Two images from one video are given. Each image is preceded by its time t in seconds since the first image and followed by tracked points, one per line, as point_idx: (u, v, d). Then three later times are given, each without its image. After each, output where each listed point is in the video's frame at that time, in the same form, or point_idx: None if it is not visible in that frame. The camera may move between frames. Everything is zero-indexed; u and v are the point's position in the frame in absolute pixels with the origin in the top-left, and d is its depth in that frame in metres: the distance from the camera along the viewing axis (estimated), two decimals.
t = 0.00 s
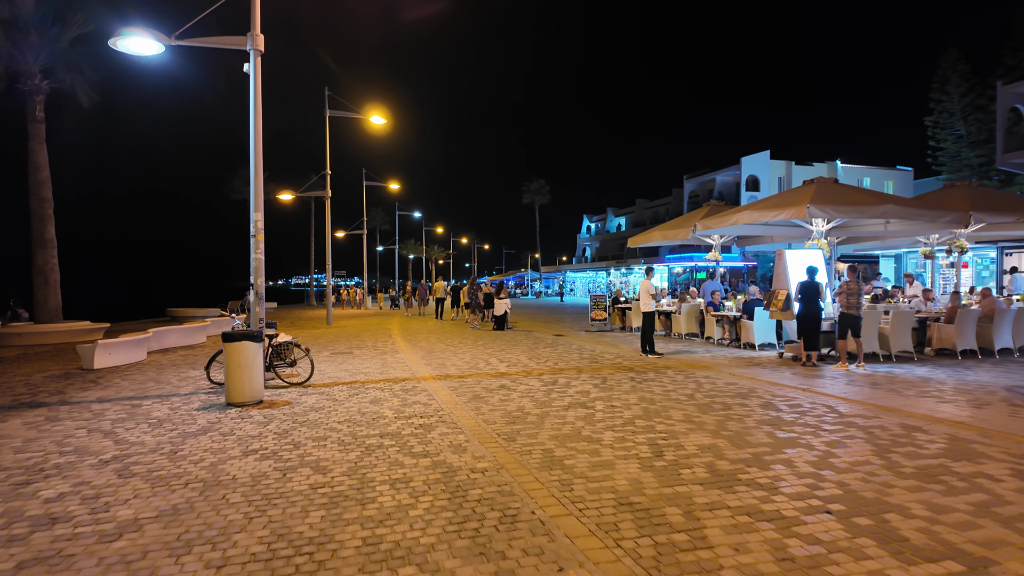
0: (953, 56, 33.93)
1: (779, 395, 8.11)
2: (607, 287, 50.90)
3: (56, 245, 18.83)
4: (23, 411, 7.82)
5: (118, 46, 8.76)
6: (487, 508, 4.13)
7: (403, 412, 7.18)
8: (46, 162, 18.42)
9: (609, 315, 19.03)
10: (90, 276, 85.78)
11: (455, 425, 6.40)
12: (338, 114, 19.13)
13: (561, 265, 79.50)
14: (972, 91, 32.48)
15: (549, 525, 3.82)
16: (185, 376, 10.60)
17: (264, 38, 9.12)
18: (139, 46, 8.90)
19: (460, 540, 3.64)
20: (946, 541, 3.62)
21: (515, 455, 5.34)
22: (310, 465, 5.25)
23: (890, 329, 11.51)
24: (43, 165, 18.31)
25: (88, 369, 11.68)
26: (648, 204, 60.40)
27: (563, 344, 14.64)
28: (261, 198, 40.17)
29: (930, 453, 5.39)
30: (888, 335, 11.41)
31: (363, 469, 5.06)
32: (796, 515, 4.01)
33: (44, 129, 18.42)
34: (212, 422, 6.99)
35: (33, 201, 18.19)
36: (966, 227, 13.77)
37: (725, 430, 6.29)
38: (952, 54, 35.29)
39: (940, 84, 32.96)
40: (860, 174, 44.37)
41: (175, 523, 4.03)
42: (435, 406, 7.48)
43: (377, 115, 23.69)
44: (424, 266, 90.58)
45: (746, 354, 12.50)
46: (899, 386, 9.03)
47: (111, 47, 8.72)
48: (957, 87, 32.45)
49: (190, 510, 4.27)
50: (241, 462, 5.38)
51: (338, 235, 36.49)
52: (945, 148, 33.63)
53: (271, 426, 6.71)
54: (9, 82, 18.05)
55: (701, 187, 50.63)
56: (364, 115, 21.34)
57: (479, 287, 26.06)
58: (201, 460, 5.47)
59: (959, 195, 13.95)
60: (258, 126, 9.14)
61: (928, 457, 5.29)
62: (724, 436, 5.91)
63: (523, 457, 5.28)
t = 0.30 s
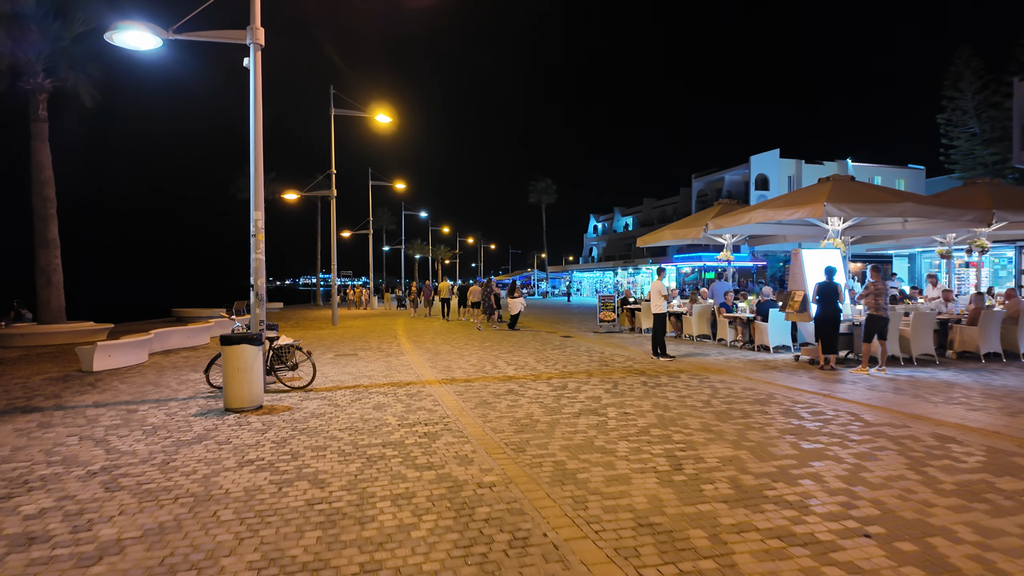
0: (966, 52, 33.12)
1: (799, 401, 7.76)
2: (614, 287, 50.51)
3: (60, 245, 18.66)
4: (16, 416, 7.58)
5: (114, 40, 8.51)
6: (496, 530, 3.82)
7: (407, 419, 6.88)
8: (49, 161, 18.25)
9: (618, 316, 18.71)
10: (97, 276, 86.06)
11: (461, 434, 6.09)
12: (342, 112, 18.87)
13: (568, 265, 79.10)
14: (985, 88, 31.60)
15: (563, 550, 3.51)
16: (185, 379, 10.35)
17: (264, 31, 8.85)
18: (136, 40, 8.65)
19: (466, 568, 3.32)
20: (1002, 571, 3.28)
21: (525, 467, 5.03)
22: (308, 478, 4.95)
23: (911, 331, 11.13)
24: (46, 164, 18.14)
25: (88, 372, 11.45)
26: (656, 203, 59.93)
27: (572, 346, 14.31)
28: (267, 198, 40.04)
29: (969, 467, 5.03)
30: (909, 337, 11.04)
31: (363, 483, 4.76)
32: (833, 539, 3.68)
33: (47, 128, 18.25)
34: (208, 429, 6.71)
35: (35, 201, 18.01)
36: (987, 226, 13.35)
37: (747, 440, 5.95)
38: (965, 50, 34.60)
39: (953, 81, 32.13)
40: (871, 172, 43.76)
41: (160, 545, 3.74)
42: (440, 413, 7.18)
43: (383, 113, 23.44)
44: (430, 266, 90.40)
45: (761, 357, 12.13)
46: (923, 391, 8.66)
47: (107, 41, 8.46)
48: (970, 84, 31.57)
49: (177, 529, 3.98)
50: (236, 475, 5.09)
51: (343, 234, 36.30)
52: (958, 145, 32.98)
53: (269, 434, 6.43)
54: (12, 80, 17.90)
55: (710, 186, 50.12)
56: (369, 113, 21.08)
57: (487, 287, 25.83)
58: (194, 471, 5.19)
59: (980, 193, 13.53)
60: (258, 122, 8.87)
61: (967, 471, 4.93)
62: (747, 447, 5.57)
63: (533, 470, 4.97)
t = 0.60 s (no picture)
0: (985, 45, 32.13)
1: (828, 405, 7.38)
2: (625, 287, 50.05)
3: (69, 244, 18.59)
4: (16, 418, 7.38)
5: (117, 32, 8.30)
6: (512, 547, 3.51)
7: (417, 423, 6.60)
8: (59, 160, 18.21)
9: (631, 316, 18.37)
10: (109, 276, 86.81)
11: (473, 440, 5.80)
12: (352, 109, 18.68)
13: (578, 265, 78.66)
14: (1006, 83, 30.62)
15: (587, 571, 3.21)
16: (191, 380, 10.14)
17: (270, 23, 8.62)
18: (139, 32, 8.44)
19: None
20: None
21: (541, 476, 4.72)
22: (312, 487, 4.68)
23: (939, 332, 10.71)
24: (56, 163, 18.10)
25: (93, 372, 11.28)
26: (667, 202, 59.37)
27: (585, 346, 13.97)
28: (278, 198, 40.08)
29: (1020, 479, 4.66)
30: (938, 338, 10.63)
31: (369, 493, 4.48)
32: (884, 562, 3.33)
33: (56, 127, 18.20)
34: (210, 433, 6.46)
35: (45, 200, 17.97)
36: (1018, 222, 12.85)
37: (777, 448, 5.60)
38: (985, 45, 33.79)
39: (972, 76, 31.17)
40: (888, 170, 43.02)
41: (151, 560, 3.48)
42: (451, 416, 6.90)
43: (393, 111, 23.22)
44: (440, 266, 90.31)
45: (781, 359, 11.73)
46: (957, 394, 8.25)
47: (110, 33, 8.25)
48: (990, 80, 30.64)
49: (170, 543, 3.72)
50: (236, 482, 4.83)
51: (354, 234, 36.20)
52: (978, 142, 32.21)
53: (273, 438, 6.17)
54: (22, 80, 17.89)
55: (722, 185, 49.51)
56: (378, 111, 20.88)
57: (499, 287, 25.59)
58: (194, 478, 4.94)
59: (1009, 188, 13.04)
60: (264, 116, 8.64)
61: (1018, 483, 4.56)
62: (778, 457, 5.23)
63: (550, 480, 4.66)
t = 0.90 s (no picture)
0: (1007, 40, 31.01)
1: (859, 414, 7.01)
2: (636, 287, 49.59)
3: (77, 244, 18.45)
4: (13, 424, 7.15)
5: (118, 26, 8.06)
6: None
7: (427, 432, 6.30)
8: (67, 159, 18.07)
9: (644, 317, 18.00)
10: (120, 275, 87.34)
11: (486, 452, 5.48)
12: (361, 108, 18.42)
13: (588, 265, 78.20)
14: None
15: None
16: (195, 384, 9.90)
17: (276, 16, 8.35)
18: (142, 26, 8.20)
19: None
20: None
21: (561, 494, 4.40)
22: (315, 504, 4.38)
23: (969, 335, 10.27)
24: (63, 162, 17.97)
25: (97, 374, 11.06)
26: (678, 201, 58.80)
27: (597, 349, 13.63)
28: (287, 198, 40.00)
29: None
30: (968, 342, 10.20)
31: (376, 512, 4.17)
32: None
33: (64, 126, 18.06)
34: (212, 442, 6.18)
35: (53, 200, 17.84)
36: None
37: (811, 462, 5.23)
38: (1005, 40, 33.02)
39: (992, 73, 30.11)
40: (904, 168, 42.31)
41: None
42: (462, 424, 6.59)
43: (402, 110, 22.95)
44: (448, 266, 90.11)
45: (802, 362, 11.34)
46: (993, 401, 7.85)
47: (111, 27, 8.02)
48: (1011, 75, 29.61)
49: (162, 569, 3.43)
50: (235, 498, 4.53)
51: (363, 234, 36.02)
52: (997, 140, 31.29)
53: (276, 448, 5.88)
54: (30, 79, 17.78)
55: (734, 184, 48.87)
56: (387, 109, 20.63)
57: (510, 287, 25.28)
58: (191, 493, 4.65)
59: None
60: (269, 112, 8.37)
61: None
62: (814, 473, 4.88)
63: (570, 498, 4.34)
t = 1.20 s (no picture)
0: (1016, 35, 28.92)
1: (885, 421, 6.65)
2: (642, 287, 49.17)
3: (78, 243, 18.25)
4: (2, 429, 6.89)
5: (112, 18, 7.79)
6: None
7: (430, 439, 5.98)
8: (68, 158, 17.88)
9: (653, 318, 17.66)
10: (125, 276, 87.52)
11: (492, 462, 5.16)
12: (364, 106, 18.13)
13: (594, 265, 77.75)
14: None
15: None
16: (192, 386, 9.63)
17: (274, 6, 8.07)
18: (136, 16, 7.93)
19: None
20: None
21: (573, 511, 4.08)
22: (309, 520, 4.07)
23: (994, 336, 9.88)
24: (65, 161, 17.77)
25: (95, 377, 10.82)
26: (684, 201, 58.31)
27: (606, 351, 13.30)
28: (291, 198, 39.81)
29: None
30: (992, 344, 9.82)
31: (374, 530, 3.86)
32: None
33: (65, 124, 17.86)
34: (205, 449, 5.89)
35: (54, 199, 17.66)
36: None
37: (839, 473, 4.89)
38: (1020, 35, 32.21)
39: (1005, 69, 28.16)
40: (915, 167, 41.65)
41: None
42: (467, 430, 6.28)
43: (406, 108, 22.64)
44: (453, 266, 89.84)
45: (818, 365, 10.99)
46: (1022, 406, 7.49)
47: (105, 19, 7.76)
48: None
49: None
50: (225, 512, 4.24)
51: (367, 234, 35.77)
52: (1010, 139, 29.84)
53: (271, 456, 5.59)
54: (31, 77, 17.60)
55: (742, 183, 48.35)
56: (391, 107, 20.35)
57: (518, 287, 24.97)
58: (177, 507, 4.36)
59: None
60: (268, 106, 8.09)
61: None
62: (846, 487, 4.53)
63: (584, 514, 4.01)
